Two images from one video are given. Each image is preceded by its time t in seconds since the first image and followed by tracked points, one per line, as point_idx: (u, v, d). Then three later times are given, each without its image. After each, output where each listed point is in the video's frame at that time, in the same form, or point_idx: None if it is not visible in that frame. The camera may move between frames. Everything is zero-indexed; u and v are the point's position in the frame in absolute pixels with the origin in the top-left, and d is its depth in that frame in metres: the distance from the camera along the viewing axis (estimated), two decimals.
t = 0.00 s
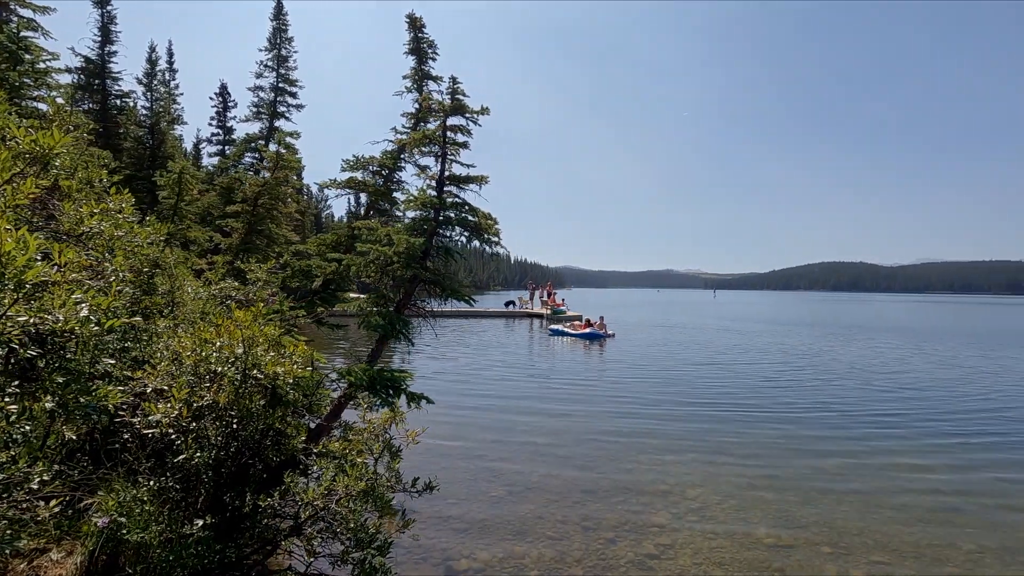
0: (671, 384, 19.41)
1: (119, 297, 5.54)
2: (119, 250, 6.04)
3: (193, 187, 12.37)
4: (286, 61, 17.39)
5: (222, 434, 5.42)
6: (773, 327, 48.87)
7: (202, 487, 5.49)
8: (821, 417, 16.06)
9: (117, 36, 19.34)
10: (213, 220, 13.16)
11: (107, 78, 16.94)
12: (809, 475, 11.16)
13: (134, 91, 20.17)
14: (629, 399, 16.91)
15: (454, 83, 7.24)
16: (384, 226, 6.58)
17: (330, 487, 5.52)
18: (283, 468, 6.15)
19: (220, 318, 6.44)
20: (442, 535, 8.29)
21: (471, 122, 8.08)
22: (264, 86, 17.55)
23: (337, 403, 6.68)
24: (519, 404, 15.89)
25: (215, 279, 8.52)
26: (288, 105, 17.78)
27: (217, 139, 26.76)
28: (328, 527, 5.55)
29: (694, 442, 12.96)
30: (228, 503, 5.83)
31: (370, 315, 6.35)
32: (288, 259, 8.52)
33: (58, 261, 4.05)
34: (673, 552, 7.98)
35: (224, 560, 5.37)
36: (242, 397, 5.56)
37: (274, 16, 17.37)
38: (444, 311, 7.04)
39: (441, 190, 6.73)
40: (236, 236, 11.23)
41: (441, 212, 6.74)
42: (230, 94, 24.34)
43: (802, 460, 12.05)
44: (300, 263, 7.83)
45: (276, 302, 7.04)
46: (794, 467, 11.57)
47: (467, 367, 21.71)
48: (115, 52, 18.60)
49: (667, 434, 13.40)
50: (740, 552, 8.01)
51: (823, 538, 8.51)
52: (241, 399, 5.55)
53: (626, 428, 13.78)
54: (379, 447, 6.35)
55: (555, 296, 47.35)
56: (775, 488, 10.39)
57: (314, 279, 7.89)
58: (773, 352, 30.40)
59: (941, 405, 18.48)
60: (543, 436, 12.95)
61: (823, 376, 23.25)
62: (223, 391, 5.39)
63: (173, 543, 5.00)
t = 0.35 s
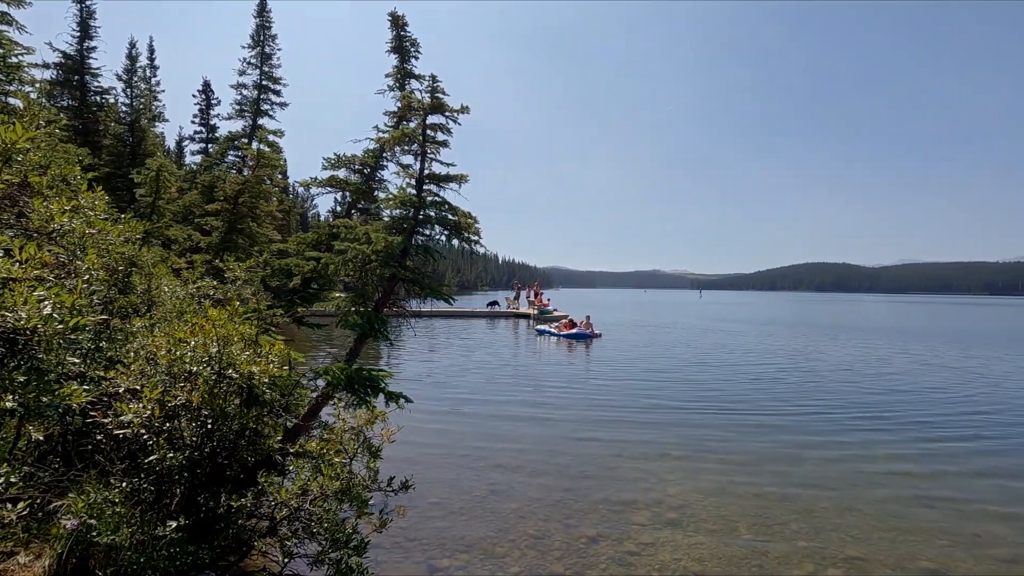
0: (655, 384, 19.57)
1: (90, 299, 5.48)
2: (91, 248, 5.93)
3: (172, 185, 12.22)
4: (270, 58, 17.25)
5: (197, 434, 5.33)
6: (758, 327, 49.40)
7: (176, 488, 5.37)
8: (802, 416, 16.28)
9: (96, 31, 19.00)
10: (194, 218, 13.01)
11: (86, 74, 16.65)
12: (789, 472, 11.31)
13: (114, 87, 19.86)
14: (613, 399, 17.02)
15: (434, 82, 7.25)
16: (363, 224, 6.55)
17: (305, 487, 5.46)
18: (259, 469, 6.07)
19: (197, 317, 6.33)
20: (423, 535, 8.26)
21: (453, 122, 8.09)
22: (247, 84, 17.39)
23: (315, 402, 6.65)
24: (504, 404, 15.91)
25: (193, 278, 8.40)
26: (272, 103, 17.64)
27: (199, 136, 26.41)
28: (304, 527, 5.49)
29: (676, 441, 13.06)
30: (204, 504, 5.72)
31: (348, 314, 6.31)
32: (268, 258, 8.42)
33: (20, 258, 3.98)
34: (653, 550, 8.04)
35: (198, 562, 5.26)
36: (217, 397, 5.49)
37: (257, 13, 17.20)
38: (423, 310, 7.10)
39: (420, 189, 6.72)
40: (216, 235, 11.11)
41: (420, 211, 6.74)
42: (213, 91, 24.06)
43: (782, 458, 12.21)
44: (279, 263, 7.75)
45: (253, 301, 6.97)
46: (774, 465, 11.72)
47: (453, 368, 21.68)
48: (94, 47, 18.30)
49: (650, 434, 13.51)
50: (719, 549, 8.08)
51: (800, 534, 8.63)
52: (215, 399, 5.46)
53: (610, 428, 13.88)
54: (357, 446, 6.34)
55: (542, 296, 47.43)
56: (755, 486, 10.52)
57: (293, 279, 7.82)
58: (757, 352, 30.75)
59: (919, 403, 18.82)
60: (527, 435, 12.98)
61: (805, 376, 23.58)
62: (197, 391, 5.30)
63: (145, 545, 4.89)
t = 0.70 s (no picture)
0: (641, 384, 19.70)
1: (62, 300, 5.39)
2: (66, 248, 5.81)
3: (152, 184, 12.05)
4: (254, 56, 17.08)
5: (173, 436, 5.24)
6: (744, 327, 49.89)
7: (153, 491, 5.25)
8: (785, 415, 16.48)
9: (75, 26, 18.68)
10: (175, 217, 12.85)
11: (66, 70, 16.35)
12: (771, 471, 11.45)
13: (94, 84, 19.54)
14: (599, 399, 17.09)
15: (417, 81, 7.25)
16: (345, 224, 6.52)
17: (283, 489, 5.35)
18: (238, 471, 5.99)
19: (175, 317, 6.24)
20: (406, 536, 8.23)
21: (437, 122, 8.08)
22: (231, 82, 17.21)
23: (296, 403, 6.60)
24: (490, 404, 15.91)
25: (173, 278, 8.28)
26: (256, 101, 17.48)
27: (183, 134, 26.06)
28: (284, 530, 5.42)
29: (662, 440, 13.16)
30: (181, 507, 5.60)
31: (330, 315, 6.26)
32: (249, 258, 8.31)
33: None
34: (636, 549, 8.08)
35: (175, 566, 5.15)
36: (194, 398, 5.41)
37: (241, 10, 17.03)
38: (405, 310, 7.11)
39: (403, 189, 6.71)
40: (197, 235, 10.97)
41: (403, 211, 6.73)
42: (197, 88, 23.76)
43: (764, 456, 12.35)
44: (260, 262, 7.67)
45: (231, 301, 6.89)
46: (756, 463, 11.84)
47: (439, 368, 21.62)
48: (74, 43, 17.99)
49: (635, 434, 13.59)
50: (701, 548, 8.14)
51: (781, 531, 8.72)
52: (193, 401, 5.38)
53: (596, 428, 13.95)
54: (338, 447, 6.29)
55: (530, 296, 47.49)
56: (738, 484, 10.62)
57: (273, 279, 7.76)
58: (742, 352, 31.07)
59: (899, 402, 19.13)
60: (513, 436, 13.00)
61: (789, 376, 23.87)
62: (173, 393, 5.20)
63: (120, 550, 4.77)
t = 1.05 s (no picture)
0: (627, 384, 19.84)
1: (38, 300, 5.31)
2: (40, 247, 5.69)
3: (133, 183, 11.89)
4: (239, 53, 16.93)
5: (152, 438, 5.16)
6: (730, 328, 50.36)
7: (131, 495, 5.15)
8: (769, 415, 16.67)
9: (55, 21, 18.34)
10: (157, 217, 12.69)
11: (45, 66, 16.06)
12: (754, 469, 11.58)
13: (75, 80, 19.22)
14: (586, 399, 17.17)
15: (402, 82, 7.25)
16: (329, 224, 6.48)
17: (263, 492, 5.28)
18: (219, 472, 5.92)
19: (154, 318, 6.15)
20: (391, 538, 8.19)
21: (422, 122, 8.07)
22: (216, 79, 17.04)
23: (278, 404, 6.57)
24: (478, 405, 15.91)
25: (154, 278, 8.17)
26: (241, 100, 17.33)
27: (166, 132, 25.70)
28: (264, 533, 5.37)
29: (647, 440, 13.26)
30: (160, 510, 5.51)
31: (313, 316, 6.22)
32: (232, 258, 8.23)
33: None
34: (620, 548, 8.12)
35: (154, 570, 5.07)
36: (173, 400, 5.33)
37: (226, 7, 16.87)
38: (388, 310, 7.09)
39: (387, 189, 6.69)
40: (180, 235, 10.85)
41: (387, 211, 6.72)
42: (181, 86, 23.46)
43: (749, 455, 12.49)
44: (242, 262, 7.60)
45: (212, 301, 6.81)
46: (740, 462, 11.97)
47: (427, 368, 21.55)
48: (54, 38, 17.67)
49: (621, 434, 13.68)
50: (685, 546, 8.21)
51: (764, 530, 8.81)
52: (171, 402, 5.31)
53: (582, 428, 14.01)
54: (320, 449, 6.27)
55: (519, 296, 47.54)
56: (722, 483, 10.73)
57: (255, 279, 7.70)
58: (728, 352, 31.38)
59: (881, 402, 19.44)
60: (499, 436, 13.02)
61: (773, 375, 24.15)
62: (151, 395, 5.12)
63: (96, 555, 4.67)
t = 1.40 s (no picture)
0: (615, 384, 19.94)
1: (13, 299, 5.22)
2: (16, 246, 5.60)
3: (114, 182, 11.74)
4: (224, 51, 16.78)
5: (131, 440, 5.07)
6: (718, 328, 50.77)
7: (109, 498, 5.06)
8: (754, 414, 16.85)
9: (35, 17, 18.06)
10: (139, 216, 12.55)
11: (25, 62, 15.83)
12: (738, 468, 11.70)
13: (56, 77, 18.96)
14: (574, 400, 17.23)
15: (386, 81, 7.24)
16: (312, 224, 6.45)
17: (242, 493, 5.25)
18: (199, 474, 5.85)
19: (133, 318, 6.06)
20: (375, 539, 8.17)
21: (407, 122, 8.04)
22: (201, 77, 16.88)
23: (259, 405, 6.54)
24: (465, 405, 15.91)
25: (135, 278, 8.08)
26: (226, 98, 17.18)
27: (150, 130, 25.40)
28: (245, 535, 5.31)
29: (633, 440, 13.34)
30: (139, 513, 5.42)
31: (296, 316, 6.19)
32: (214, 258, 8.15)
33: None
34: (605, 547, 8.16)
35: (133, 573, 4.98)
36: (152, 402, 5.25)
37: (211, 5, 16.71)
38: (372, 310, 7.07)
39: (370, 189, 6.67)
40: (162, 234, 10.74)
41: (370, 211, 6.69)
42: (165, 83, 23.22)
43: (733, 454, 12.62)
44: (224, 263, 7.53)
45: (193, 301, 6.72)
46: (725, 461, 12.09)
47: (414, 369, 21.51)
48: (34, 34, 17.42)
49: (607, 434, 13.75)
50: (669, 544, 8.27)
51: (747, 528, 8.90)
52: (149, 403, 5.24)
53: (569, 428, 14.06)
54: (302, 449, 6.25)
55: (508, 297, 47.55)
56: (706, 482, 10.83)
57: (238, 280, 7.63)
58: (716, 352, 31.62)
59: (864, 401, 19.70)
60: (486, 436, 13.04)
61: (759, 375, 24.38)
62: (129, 396, 5.05)
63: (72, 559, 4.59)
